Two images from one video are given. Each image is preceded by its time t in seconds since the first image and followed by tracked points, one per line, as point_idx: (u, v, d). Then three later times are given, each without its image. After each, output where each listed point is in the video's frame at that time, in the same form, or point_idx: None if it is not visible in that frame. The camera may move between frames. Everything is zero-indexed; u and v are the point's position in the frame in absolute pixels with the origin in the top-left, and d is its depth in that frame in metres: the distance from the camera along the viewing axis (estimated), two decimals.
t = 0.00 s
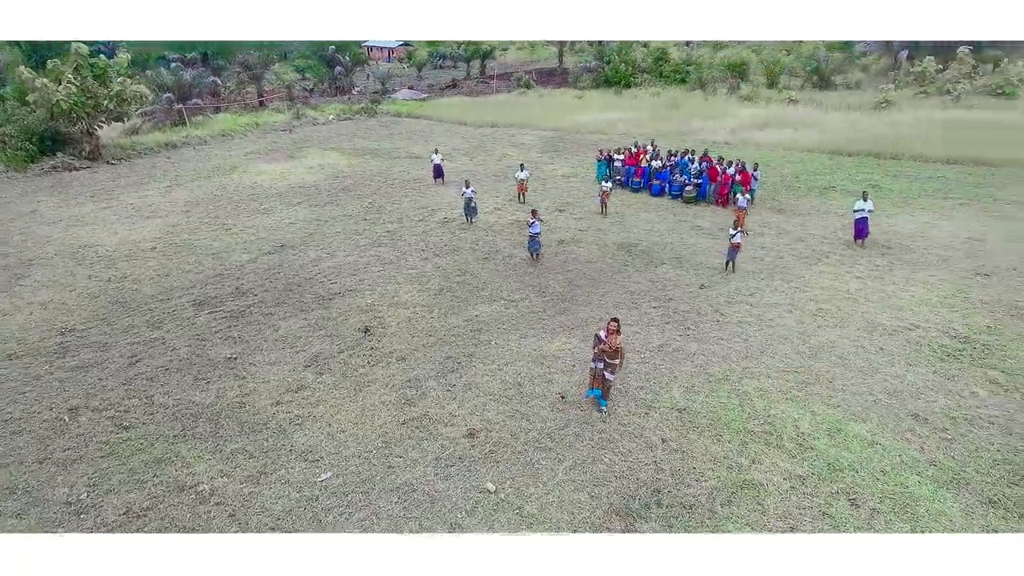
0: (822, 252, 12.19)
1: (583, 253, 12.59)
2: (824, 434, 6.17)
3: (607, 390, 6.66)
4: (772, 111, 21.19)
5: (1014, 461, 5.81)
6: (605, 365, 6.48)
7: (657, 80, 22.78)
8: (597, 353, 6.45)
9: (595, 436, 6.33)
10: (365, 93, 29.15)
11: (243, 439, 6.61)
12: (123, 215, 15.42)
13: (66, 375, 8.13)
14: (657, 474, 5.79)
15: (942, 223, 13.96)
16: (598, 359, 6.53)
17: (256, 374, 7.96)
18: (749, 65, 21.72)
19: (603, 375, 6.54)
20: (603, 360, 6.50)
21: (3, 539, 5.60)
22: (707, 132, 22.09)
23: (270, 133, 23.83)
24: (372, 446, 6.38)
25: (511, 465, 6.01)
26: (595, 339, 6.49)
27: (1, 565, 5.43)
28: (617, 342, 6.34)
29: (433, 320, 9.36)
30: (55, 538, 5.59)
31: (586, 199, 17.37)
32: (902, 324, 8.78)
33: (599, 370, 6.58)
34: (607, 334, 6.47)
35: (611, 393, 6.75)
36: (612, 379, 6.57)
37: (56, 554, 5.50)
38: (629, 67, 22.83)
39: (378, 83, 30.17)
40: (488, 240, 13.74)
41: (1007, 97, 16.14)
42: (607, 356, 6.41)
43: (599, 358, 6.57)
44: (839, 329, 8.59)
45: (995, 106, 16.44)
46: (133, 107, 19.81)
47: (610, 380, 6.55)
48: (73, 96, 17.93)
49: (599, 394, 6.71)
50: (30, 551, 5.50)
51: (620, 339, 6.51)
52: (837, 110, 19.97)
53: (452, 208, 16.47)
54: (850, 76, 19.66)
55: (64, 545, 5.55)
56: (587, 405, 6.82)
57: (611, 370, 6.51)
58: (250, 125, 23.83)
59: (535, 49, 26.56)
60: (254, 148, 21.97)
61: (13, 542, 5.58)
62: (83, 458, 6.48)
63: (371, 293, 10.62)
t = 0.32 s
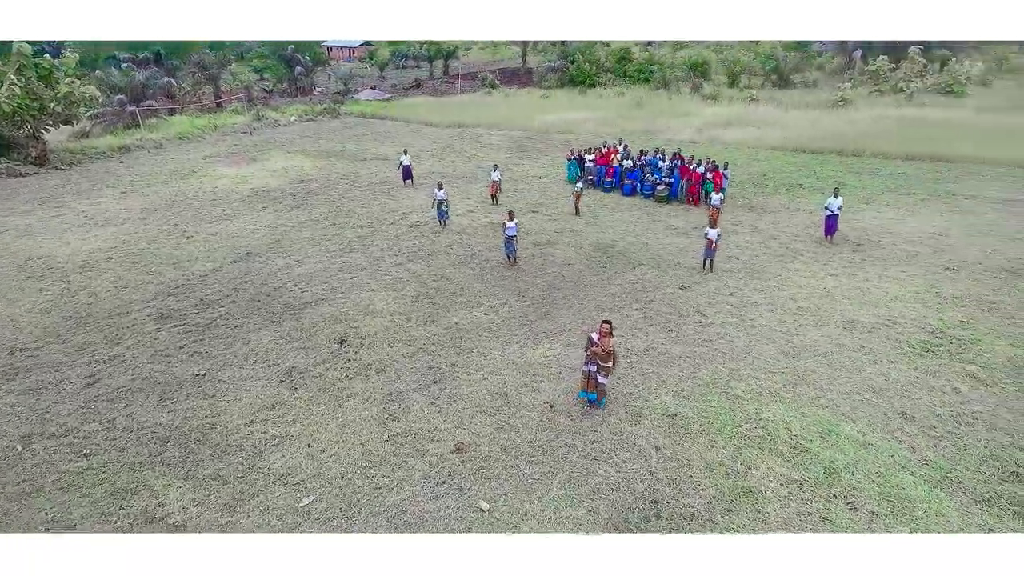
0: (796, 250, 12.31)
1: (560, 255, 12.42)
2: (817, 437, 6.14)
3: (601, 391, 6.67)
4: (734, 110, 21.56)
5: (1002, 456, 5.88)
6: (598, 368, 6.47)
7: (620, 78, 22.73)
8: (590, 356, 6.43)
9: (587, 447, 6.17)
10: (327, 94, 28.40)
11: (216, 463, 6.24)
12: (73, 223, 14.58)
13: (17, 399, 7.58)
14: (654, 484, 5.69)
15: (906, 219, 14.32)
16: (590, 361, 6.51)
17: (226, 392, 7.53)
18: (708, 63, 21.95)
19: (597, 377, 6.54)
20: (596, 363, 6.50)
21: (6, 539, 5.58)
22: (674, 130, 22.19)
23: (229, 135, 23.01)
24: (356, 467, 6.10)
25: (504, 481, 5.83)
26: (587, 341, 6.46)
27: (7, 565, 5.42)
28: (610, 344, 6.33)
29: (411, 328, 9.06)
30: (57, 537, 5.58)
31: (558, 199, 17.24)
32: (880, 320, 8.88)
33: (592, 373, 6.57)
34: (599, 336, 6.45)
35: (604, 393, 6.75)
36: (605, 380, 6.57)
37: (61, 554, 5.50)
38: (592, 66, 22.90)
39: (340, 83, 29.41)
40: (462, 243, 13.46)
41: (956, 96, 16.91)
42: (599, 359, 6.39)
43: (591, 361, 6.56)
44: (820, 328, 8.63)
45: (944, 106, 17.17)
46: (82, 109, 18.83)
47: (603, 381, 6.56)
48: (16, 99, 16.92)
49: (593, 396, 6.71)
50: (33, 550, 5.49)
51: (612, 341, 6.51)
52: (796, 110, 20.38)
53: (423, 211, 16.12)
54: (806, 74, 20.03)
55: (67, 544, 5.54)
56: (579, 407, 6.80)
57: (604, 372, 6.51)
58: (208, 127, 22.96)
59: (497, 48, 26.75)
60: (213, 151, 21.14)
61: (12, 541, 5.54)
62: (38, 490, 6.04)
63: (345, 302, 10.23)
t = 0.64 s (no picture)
0: (779, 249, 12.38)
1: (545, 258, 12.29)
2: (816, 440, 6.09)
3: (601, 396, 6.65)
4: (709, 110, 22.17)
5: (998, 456, 5.91)
6: (599, 373, 6.48)
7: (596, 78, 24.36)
8: (591, 361, 6.43)
9: (585, 457, 6.02)
10: (298, 95, 27.77)
11: (198, 486, 5.96)
12: (35, 231, 13.95)
13: None
14: (657, 495, 5.56)
15: (884, 216, 14.52)
16: (591, 366, 6.51)
17: (205, 409, 7.19)
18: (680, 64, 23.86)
19: (597, 382, 6.52)
20: (597, 368, 6.49)
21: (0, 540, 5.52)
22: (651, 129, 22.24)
23: (198, 137, 22.35)
24: (346, 487, 5.85)
25: (501, 497, 5.63)
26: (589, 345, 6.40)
27: None
28: (610, 350, 6.32)
29: (396, 336, 8.80)
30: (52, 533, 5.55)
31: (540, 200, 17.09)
32: (868, 319, 8.93)
33: (593, 378, 6.55)
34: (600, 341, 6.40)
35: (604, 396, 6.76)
36: (606, 386, 6.55)
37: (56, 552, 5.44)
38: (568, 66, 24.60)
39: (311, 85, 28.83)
40: (445, 246, 13.23)
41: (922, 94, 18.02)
42: (600, 364, 6.40)
43: (592, 365, 6.55)
44: (810, 328, 8.64)
45: (911, 103, 18.06)
46: (42, 112, 18.07)
47: (603, 386, 6.54)
48: None
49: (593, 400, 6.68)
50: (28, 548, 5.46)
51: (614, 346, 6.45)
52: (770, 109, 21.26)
53: (403, 214, 15.83)
54: (778, 75, 21.96)
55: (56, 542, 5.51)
56: (577, 413, 6.71)
57: (604, 377, 6.51)
58: (176, 130, 22.25)
59: (468, 48, 29.37)
60: (182, 154, 20.50)
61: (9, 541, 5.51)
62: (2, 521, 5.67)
63: (326, 310, 9.92)
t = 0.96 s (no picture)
0: (765, 249, 12.40)
1: (531, 261, 12.09)
2: (820, 447, 6.01)
3: (601, 401, 6.57)
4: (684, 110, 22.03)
5: (999, 458, 5.92)
6: (601, 379, 6.40)
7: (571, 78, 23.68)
8: (593, 365, 6.36)
9: (588, 471, 5.85)
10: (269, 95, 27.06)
11: (181, 514, 5.68)
12: None
13: None
14: (664, 509, 5.42)
15: (864, 215, 14.69)
16: (593, 371, 6.43)
17: (185, 430, 6.84)
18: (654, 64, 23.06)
19: (598, 387, 6.45)
20: (599, 373, 6.41)
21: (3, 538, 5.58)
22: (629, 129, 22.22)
23: (167, 141, 21.63)
24: (340, 512, 5.57)
25: (503, 517, 5.42)
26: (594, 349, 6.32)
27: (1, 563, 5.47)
28: (614, 356, 6.25)
29: (383, 347, 8.50)
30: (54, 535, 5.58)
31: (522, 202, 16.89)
32: (858, 320, 8.95)
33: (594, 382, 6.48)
34: (604, 345, 6.33)
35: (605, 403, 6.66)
36: (607, 391, 6.48)
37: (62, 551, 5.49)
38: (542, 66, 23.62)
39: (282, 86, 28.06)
40: (429, 251, 12.94)
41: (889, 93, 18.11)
42: (603, 370, 6.32)
43: (594, 369, 6.46)
44: (802, 330, 8.61)
45: (879, 103, 18.21)
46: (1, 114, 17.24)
47: (604, 392, 6.47)
48: None
49: (593, 405, 6.60)
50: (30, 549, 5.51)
51: (618, 351, 6.39)
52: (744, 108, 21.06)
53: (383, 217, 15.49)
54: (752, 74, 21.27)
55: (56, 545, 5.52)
56: (574, 416, 6.65)
57: (606, 382, 6.42)
58: (145, 131, 21.62)
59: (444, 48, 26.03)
60: (150, 158, 19.80)
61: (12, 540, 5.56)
62: None
63: (309, 320, 9.55)
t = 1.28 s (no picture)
0: (753, 249, 12.39)
1: (519, 265, 11.88)
2: (827, 454, 5.92)
3: (602, 411, 6.43)
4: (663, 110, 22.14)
5: (1003, 461, 5.89)
6: (603, 388, 6.28)
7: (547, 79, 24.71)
8: (595, 373, 6.29)
9: (593, 487, 5.67)
10: (242, 96, 26.40)
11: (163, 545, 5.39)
12: None
13: None
14: (673, 525, 5.27)
15: (847, 214, 14.80)
16: (595, 380, 6.34)
17: (166, 451, 6.49)
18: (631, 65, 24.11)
19: (600, 396, 6.33)
20: (601, 381, 6.30)
21: None
22: (609, 129, 22.16)
23: (137, 142, 20.92)
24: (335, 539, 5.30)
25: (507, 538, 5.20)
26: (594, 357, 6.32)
27: None
28: (616, 363, 6.18)
29: (372, 357, 8.21)
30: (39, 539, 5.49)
31: (506, 204, 16.66)
32: (851, 321, 8.93)
33: (596, 392, 6.37)
34: (607, 353, 6.30)
35: (608, 414, 6.51)
36: (610, 401, 6.34)
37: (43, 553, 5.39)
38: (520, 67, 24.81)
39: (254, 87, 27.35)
40: (414, 256, 12.65)
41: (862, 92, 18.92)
42: (605, 378, 6.22)
43: (597, 379, 6.36)
44: (797, 332, 8.56)
45: (853, 103, 19.01)
46: None
47: (606, 402, 6.33)
48: None
49: (594, 414, 6.48)
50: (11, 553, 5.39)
51: (620, 360, 6.32)
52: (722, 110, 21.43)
53: (365, 221, 15.12)
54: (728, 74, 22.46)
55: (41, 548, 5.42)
56: (575, 420, 6.61)
57: (608, 392, 6.29)
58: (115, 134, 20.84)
59: (416, 49, 27.86)
60: (119, 161, 19.11)
61: None
62: None
63: (292, 331, 9.19)
